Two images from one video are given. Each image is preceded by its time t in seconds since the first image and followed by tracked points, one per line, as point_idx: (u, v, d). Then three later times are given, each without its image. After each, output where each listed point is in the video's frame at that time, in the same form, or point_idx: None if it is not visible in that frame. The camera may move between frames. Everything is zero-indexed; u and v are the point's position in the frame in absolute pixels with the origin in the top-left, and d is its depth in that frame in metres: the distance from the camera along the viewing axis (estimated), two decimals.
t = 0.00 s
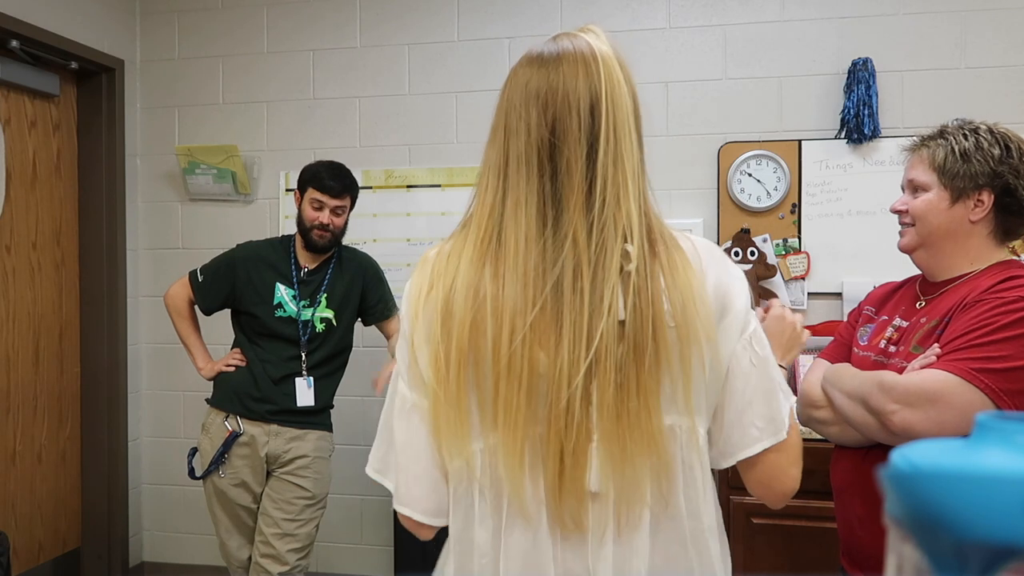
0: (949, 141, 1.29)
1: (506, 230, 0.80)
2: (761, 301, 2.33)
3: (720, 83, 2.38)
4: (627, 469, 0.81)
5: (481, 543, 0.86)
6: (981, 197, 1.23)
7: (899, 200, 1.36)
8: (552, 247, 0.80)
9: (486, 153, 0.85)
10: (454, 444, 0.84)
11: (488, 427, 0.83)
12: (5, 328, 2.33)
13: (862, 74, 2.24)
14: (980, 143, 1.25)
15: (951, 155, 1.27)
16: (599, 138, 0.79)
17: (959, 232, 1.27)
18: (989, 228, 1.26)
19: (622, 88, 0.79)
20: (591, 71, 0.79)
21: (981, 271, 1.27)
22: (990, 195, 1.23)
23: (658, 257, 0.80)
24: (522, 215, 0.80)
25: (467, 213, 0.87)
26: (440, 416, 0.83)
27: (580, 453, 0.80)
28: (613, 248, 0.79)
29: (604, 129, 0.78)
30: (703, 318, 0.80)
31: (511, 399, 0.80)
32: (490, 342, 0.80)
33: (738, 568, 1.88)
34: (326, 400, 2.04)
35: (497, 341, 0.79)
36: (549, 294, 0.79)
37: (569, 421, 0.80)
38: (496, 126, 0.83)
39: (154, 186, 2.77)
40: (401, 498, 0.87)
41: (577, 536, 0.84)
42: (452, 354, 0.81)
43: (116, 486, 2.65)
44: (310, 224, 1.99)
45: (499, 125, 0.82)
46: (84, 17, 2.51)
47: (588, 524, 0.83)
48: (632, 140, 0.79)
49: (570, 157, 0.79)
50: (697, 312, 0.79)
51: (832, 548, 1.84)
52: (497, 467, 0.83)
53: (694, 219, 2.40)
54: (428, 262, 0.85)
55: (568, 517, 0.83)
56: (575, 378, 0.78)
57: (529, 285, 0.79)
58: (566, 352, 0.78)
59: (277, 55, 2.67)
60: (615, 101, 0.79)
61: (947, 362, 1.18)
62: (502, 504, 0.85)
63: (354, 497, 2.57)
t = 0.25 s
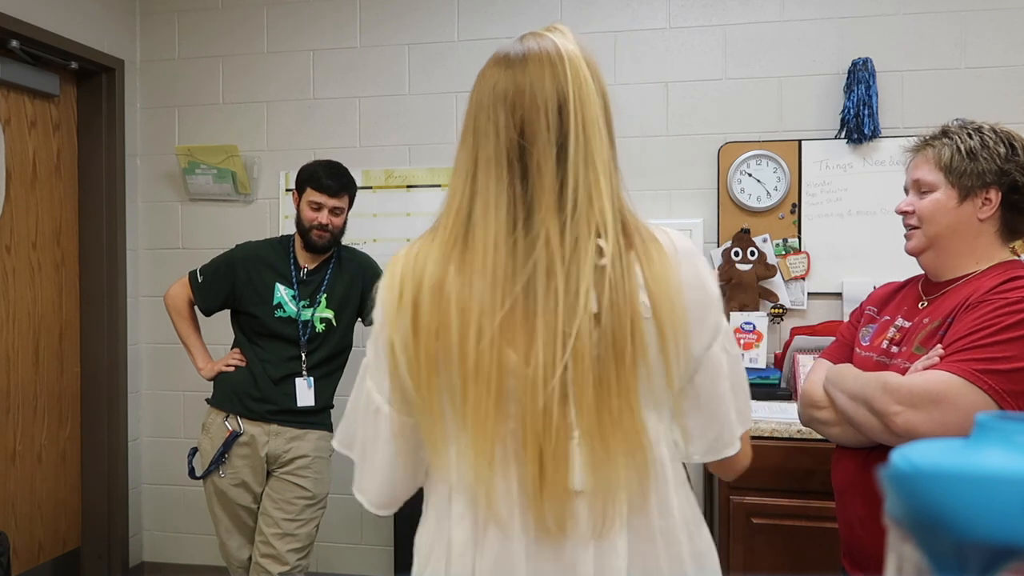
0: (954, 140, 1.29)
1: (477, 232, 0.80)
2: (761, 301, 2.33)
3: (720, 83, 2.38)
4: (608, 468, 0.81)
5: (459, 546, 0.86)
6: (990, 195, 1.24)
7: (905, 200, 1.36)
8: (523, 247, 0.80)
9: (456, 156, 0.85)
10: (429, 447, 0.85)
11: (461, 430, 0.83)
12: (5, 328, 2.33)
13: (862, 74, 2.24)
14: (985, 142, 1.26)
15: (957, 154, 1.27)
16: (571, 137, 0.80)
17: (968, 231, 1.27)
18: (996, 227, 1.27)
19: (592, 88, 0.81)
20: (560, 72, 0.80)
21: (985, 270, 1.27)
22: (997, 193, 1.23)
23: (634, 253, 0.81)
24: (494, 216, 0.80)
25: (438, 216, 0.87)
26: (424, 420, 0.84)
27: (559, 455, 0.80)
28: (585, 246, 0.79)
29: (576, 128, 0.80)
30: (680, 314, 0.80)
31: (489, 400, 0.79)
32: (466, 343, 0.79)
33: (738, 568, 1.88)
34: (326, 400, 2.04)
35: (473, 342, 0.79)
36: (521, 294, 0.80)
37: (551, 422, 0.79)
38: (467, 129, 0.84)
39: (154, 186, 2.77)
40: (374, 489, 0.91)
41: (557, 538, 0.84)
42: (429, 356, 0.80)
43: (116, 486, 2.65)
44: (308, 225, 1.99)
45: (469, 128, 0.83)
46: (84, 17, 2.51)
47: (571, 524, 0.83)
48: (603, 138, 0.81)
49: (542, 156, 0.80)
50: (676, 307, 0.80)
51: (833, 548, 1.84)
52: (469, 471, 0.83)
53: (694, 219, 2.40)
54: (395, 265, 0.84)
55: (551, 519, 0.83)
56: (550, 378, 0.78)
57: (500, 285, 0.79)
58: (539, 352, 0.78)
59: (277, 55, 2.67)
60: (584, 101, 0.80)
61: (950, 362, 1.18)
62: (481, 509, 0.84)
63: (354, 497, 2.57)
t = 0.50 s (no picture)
0: (956, 141, 1.29)
1: (391, 238, 0.80)
2: (762, 301, 2.33)
3: (720, 83, 2.38)
4: (519, 485, 0.80)
5: (364, 553, 0.86)
6: (992, 197, 1.25)
7: (906, 201, 1.36)
8: (438, 254, 0.79)
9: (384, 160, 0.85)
10: (342, 453, 0.85)
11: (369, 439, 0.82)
12: (5, 328, 2.33)
13: (862, 75, 2.24)
14: (988, 144, 1.26)
15: (960, 155, 1.27)
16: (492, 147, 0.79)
17: (971, 233, 1.27)
18: (997, 228, 1.28)
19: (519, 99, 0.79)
20: (490, 80, 0.79)
21: (985, 270, 1.27)
22: (1000, 195, 1.24)
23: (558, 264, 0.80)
24: (410, 222, 0.80)
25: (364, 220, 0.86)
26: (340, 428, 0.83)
27: (465, 466, 0.79)
28: (498, 258, 0.77)
29: (499, 138, 0.78)
30: (601, 327, 0.81)
31: (399, 410, 0.79)
32: (378, 352, 0.78)
33: (738, 568, 1.88)
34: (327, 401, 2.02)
35: (383, 350, 0.78)
36: (433, 302, 0.78)
37: (460, 435, 0.78)
38: (395, 133, 0.83)
39: (154, 186, 2.77)
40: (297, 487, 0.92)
41: (464, 551, 0.83)
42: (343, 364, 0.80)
43: (116, 486, 2.65)
44: (309, 225, 1.99)
45: (397, 132, 0.83)
46: (85, 18, 2.51)
47: (480, 542, 0.82)
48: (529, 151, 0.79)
49: (463, 164, 0.79)
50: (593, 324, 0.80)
51: (833, 548, 1.84)
52: (376, 481, 0.82)
53: (694, 218, 2.39)
54: (319, 269, 0.85)
55: (460, 534, 0.82)
56: (457, 389, 0.77)
57: (412, 292, 0.78)
58: (447, 362, 0.77)
59: (277, 55, 2.67)
60: (510, 114, 0.79)
61: (950, 360, 1.19)
62: (390, 518, 0.84)
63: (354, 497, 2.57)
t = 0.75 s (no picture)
0: (957, 141, 1.29)
1: (229, 238, 0.77)
2: (762, 301, 2.33)
3: (719, 83, 2.38)
4: (321, 514, 0.74)
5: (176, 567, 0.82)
6: (993, 197, 1.25)
7: (906, 201, 1.36)
8: (270, 258, 0.75)
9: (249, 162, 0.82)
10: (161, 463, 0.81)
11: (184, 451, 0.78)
12: (5, 328, 2.33)
13: (862, 74, 2.24)
14: (989, 144, 1.26)
15: (962, 155, 1.27)
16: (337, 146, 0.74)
17: (972, 232, 1.28)
18: (997, 228, 1.28)
19: (375, 98, 0.74)
20: (352, 79, 0.75)
21: (985, 269, 1.27)
22: (1001, 195, 1.25)
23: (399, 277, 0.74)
24: (248, 222, 0.76)
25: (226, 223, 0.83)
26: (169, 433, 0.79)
27: (266, 486, 0.74)
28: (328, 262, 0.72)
29: (344, 138, 0.74)
30: (446, 345, 0.74)
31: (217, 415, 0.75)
32: (201, 349, 0.75)
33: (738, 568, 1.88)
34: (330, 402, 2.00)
35: (205, 348, 0.74)
36: (257, 308, 0.74)
37: (272, 452, 0.73)
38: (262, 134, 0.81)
39: (154, 186, 2.77)
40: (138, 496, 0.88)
41: None
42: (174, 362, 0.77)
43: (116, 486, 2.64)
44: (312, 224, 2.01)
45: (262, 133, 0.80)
46: (85, 18, 2.51)
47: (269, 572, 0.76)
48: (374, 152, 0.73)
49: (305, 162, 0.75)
50: (425, 338, 0.73)
51: (833, 548, 1.84)
52: (186, 495, 0.78)
53: (694, 219, 2.38)
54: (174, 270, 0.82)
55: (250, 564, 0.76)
56: (270, 403, 0.72)
57: (236, 295, 0.74)
58: (263, 373, 0.72)
59: (277, 55, 2.67)
60: (360, 113, 0.74)
61: (948, 358, 1.19)
62: (196, 534, 0.79)
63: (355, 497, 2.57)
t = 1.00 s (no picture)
0: (960, 141, 1.30)
1: (160, 229, 0.86)
2: (761, 301, 2.33)
3: (719, 84, 2.38)
4: (219, 494, 0.79)
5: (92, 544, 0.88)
6: (996, 197, 1.26)
7: (907, 202, 1.35)
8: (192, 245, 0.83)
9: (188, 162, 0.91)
10: (82, 444, 0.87)
11: (98, 430, 0.84)
12: (6, 328, 2.33)
13: (862, 74, 2.23)
14: (991, 145, 1.27)
15: (966, 155, 1.27)
16: (259, 137, 0.82)
17: (975, 232, 1.28)
18: (998, 229, 1.29)
19: (300, 92, 0.83)
20: (280, 70, 0.84)
21: (985, 269, 1.27)
22: (1003, 196, 1.25)
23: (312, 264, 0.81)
24: (177, 214, 0.85)
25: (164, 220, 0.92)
26: (91, 408, 0.85)
27: (169, 462, 0.80)
28: (245, 250, 0.79)
29: (268, 131, 0.82)
30: (369, 340, 0.79)
31: (139, 386, 0.82)
32: (128, 323, 0.83)
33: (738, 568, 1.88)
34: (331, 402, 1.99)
35: (132, 323, 0.82)
36: (175, 290, 0.82)
37: (179, 427, 0.79)
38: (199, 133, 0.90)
39: (154, 186, 2.77)
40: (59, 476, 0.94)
41: (156, 553, 0.82)
42: (101, 337, 0.84)
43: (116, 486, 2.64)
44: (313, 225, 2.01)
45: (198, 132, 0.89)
46: (85, 18, 2.51)
47: (169, 547, 0.81)
48: (295, 143, 0.81)
49: (230, 153, 0.83)
50: (342, 329, 0.78)
51: (833, 548, 1.83)
52: (99, 471, 0.85)
53: (694, 218, 2.38)
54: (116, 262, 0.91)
55: (151, 536, 0.81)
56: (178, 381, 0.78)
57: (157, 279, 0.83)
58: (174, 351, 0.79)
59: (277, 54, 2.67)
60: (283, 107, 0.82)
61: (950, 358, 1.19)
62: (109, 510, 0.86)
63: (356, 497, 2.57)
